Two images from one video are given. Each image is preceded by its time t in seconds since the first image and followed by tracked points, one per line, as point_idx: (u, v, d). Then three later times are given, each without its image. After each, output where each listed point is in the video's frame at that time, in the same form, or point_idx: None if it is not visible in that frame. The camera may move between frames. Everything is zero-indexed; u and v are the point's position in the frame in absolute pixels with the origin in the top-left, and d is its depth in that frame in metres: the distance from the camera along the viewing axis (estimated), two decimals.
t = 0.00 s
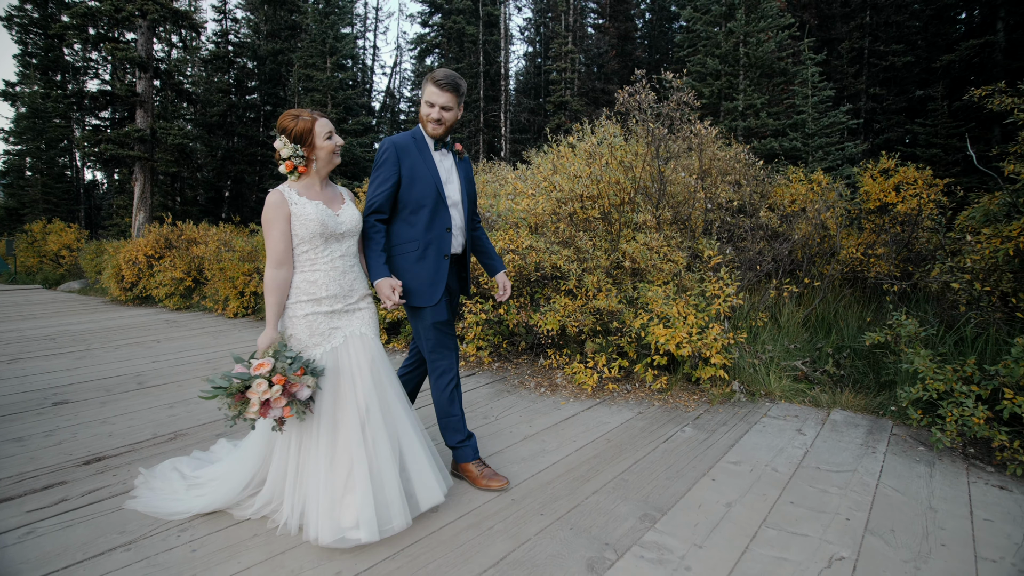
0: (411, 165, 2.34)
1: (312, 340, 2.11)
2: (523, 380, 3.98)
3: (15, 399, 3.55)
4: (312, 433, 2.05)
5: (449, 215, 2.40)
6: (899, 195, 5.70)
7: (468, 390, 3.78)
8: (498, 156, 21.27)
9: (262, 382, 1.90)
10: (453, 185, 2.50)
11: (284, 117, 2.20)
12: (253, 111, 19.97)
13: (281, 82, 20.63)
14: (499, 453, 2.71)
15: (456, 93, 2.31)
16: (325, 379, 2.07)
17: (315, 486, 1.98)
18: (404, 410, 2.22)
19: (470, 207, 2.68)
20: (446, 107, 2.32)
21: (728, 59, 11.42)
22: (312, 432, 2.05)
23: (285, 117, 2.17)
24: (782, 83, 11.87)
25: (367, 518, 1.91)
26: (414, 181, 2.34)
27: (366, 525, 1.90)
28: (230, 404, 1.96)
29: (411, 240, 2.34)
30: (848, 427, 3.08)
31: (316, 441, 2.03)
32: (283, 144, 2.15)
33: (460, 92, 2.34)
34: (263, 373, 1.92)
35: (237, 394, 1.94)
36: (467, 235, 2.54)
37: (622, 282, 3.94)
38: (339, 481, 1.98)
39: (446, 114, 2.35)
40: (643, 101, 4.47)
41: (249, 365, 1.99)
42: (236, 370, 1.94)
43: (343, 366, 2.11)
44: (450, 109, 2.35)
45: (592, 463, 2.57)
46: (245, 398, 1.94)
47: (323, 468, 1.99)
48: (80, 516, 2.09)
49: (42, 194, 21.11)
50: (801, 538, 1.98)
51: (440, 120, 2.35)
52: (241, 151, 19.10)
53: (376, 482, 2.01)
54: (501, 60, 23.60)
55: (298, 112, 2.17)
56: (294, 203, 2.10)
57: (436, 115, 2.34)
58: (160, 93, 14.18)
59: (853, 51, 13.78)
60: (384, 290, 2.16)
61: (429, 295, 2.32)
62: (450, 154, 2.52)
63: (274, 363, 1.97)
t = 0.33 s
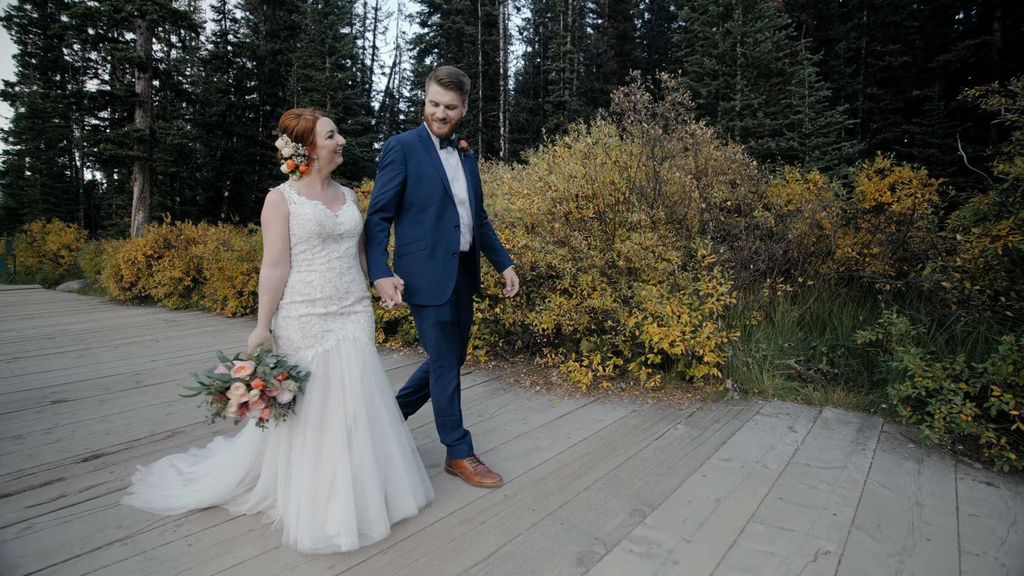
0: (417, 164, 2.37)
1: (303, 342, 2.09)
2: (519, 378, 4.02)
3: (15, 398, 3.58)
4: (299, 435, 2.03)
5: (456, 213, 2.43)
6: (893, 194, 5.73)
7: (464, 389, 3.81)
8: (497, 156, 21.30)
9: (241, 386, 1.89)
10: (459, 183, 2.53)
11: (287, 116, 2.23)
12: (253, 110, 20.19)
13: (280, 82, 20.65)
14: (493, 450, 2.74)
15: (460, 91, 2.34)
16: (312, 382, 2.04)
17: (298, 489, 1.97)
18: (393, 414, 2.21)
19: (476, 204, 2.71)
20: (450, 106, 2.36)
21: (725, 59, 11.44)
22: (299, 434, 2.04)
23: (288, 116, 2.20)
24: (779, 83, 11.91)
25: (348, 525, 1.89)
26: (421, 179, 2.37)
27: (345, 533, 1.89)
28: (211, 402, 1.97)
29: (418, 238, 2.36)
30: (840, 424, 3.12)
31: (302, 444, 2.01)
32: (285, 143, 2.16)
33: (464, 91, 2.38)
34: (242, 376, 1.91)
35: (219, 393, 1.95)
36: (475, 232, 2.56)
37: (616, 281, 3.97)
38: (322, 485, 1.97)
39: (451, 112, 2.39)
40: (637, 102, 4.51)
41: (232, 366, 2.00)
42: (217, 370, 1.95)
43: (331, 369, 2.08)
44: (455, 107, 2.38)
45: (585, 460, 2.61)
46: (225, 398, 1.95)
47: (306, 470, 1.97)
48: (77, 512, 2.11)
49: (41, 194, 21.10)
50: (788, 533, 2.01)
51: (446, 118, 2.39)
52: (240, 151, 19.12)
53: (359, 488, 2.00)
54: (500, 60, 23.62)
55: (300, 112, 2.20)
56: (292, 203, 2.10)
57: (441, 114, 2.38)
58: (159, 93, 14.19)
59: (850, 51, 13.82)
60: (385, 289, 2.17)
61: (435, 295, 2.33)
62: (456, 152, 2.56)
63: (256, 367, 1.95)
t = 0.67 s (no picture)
0: (423, 161, 2.40)
1: (298, 346, 2.10)
2: (515, 376, 4.05)
3: (13, 397, 3.60)
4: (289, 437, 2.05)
5: (460, 211, 2.45)
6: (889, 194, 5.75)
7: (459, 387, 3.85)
8: (496, 156, 21.31)
9: (220, 387, 1.91)
10: (462, 181, 2.55)
11: (292, 115, 2.25)
12: (252, 110, 20.33)
13: (279, 82, 20.69)
14: (488, 447, 2.77)
15: (467, 90, 2.37)
16: (304, 385, 2.05)
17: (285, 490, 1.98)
18: (382, 420, 2.21)
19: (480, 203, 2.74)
20: (457, 104, 2.39)
21: (722, 59, 11.48)
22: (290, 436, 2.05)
23: (291, 115, 2.22)
24: (776, 83, 11.95)
25: (332, 531, 1.90)
26: (426, 177, 2.40)
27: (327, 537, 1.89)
28: (196, 399, 2.00)
29: (421, 237, 2.39)
30: (831, 422, 3.15)
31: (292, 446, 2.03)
32: (287, 142, 2.17)
33: (471, 89, 2.40)
34: (223, 378, 1.93)
35: (203, 390, 1.99)
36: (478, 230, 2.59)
37: (611, 281, 4.00)
38: (311, 487, 1.98)
39: (457, 110, 2.42)
40: (632, 102, 4.55)
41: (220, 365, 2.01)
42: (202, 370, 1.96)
43: (322, 374, 2.08)
44: (461, 106, 2.41)
45: (578, 457, 2.64)
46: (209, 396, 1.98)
47: (295, 474, 1.98)
48: (75, 507, 2.14)
49: (39, 194, 21.09)
50: (776, 528, 2.04)
51: (452, 117, 2.42)
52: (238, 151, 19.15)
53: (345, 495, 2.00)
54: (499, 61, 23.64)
55: (304, 110, 2.22)
56: (292, 203, 2.12)
57: (448, 112, 2.41)
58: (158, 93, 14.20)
59: (847, 52, 13.91)
60: (390, 286, 2.22)
61: (438, 292, 2.36)
62: (459, 151, 2.59)
63: (238, 369, 1.96)
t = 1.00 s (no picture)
0: (427, 160, 2.43)
1: (296, 349, 2.13)
2: (511, 375, 4.08)
3: (12, 395, 3.63)
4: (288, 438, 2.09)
5: (463, 210, 2.49)
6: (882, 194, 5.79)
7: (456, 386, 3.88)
8: (495, 156, 21.34)
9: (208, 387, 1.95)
10: (465, 180, 2.58)
11: (298, 112, 2.27)
12: (251, 111, 20.35)
13: (278, 82, 20.72)
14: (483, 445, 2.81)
15: (473, 89, 2.41)
16: (302, 387, 2.09)
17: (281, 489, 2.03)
18: (376, 420, 2.25)
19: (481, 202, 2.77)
20: (463, 103, 2.43)
21: (719, 60, 11.52)
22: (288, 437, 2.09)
23: (297, 112, 2.25)
24: (773, 84, 11.99)
25: (321, 534, 1.92)
26: (430, 176, 2.43)
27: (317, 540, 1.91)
28: (188, 398, 2.03)
29: (424, 235, 2.42)
30: (822, 420, 3.19)
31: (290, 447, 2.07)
32: (290, 137, 2.19)
33: (477, 89, 2.44)
34: (212, 378, 1.96)
35: (194, 389, 2.03)
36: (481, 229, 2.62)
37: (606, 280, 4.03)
38: (305, 488, 2.02)
39: (463, 109, 2.45)
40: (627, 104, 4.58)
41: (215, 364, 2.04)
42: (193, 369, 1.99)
43: (319, 377, 2.11)
44: (467, 105, 2.45)
45: (571, 454, 2.67)
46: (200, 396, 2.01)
47: (291, 473, 2.03)
48: (74, 503, 2.18)
49: (39, 194, 21.11)
50: (764, 523, 2.07)
51: (457, 115, 2.45)
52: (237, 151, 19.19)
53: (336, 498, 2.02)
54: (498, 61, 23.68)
55: (310, 108, 2.24)
56: (292, 202, 2.14)
57: (453, 110, 2.44)
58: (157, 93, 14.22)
59: (844, 53, 13.99)
60: (398, 283, 2.27)
61: (442, 289, 2.40)
62: (462, 150, 2.62)
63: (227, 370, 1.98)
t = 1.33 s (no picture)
0: (433, 160, 2.46)
1: (292, 349, 2.15)
2: (507, 374, 4.12)
3: (11, 394, 3.65)
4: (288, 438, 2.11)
5: (467, 210, 2.52)
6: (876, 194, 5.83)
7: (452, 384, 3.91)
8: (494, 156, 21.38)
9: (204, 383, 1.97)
10: (469, 181, 2.61)
11: (305, 106, 2.30)
12: (251, 111, 20.37)
13: (277, 82, 20.74)
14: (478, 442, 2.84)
15: (478, 89, 2.44)
16: (300, 387, 2.11)
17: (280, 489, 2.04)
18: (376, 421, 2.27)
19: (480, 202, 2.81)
20: (469, 103, 2.46)
21: (717, 61, 11.56)
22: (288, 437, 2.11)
23: (304, 107, 2.28)
24: (770, 84, 12.03)
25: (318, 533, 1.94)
26: (436, 176, 2.46)
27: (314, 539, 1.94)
28: (185, 394, 2.06)
29: (430, 235, 2.45)
30: (814, 418, 3.22)
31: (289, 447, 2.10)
32: (296, 131, 2.22)
33: (481, 89, 2.48)
34: (208, 374, 1.98)
35: (190, 386, 2.05)
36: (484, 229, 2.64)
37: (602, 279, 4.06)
38: (303, 487, 2.04)
39: (468, 109, 2.49)
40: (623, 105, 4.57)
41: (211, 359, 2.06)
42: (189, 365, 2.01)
43: (317, 377, 2.14)
44: (473, 105, 2.48)
45: (565, 451, 2.71)
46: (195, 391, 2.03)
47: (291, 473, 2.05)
48: (73, 499, 2.21)
49: (38, 194, 21.13)
50: (753, 518, 2.11)
51: (463, 115, 2.49)
52: (236, 151, 19.23)
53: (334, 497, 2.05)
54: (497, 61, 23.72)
55: (317, 103, 2.27)
56: (292, 196, 2.17)
57: (459, 110, 2.47)
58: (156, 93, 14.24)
59: (842, 53, 14.03)
60: (408, 285, 2.30)
61: (447, 288, 2.43)
62: (465, 150, 2.65)
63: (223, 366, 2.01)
